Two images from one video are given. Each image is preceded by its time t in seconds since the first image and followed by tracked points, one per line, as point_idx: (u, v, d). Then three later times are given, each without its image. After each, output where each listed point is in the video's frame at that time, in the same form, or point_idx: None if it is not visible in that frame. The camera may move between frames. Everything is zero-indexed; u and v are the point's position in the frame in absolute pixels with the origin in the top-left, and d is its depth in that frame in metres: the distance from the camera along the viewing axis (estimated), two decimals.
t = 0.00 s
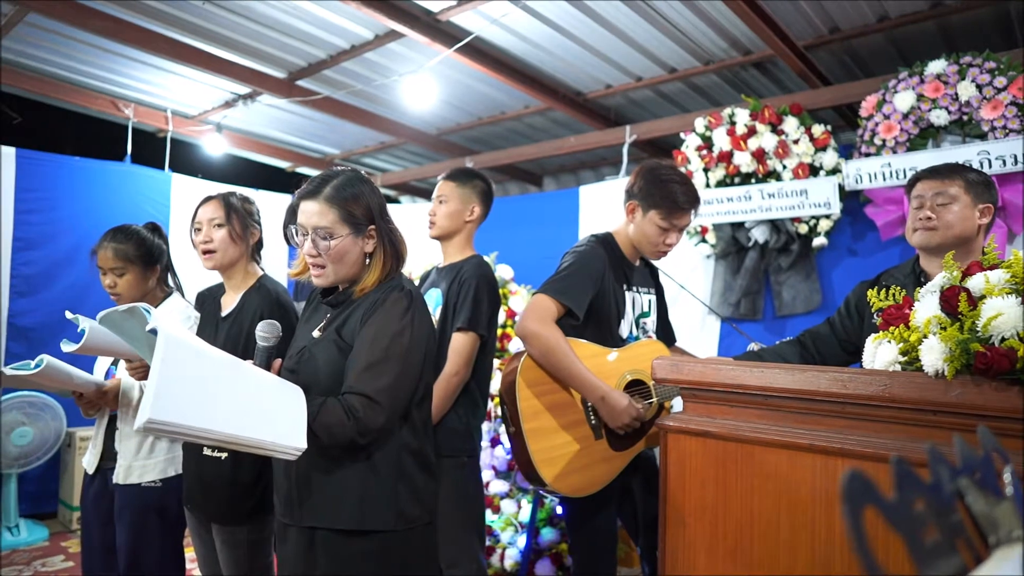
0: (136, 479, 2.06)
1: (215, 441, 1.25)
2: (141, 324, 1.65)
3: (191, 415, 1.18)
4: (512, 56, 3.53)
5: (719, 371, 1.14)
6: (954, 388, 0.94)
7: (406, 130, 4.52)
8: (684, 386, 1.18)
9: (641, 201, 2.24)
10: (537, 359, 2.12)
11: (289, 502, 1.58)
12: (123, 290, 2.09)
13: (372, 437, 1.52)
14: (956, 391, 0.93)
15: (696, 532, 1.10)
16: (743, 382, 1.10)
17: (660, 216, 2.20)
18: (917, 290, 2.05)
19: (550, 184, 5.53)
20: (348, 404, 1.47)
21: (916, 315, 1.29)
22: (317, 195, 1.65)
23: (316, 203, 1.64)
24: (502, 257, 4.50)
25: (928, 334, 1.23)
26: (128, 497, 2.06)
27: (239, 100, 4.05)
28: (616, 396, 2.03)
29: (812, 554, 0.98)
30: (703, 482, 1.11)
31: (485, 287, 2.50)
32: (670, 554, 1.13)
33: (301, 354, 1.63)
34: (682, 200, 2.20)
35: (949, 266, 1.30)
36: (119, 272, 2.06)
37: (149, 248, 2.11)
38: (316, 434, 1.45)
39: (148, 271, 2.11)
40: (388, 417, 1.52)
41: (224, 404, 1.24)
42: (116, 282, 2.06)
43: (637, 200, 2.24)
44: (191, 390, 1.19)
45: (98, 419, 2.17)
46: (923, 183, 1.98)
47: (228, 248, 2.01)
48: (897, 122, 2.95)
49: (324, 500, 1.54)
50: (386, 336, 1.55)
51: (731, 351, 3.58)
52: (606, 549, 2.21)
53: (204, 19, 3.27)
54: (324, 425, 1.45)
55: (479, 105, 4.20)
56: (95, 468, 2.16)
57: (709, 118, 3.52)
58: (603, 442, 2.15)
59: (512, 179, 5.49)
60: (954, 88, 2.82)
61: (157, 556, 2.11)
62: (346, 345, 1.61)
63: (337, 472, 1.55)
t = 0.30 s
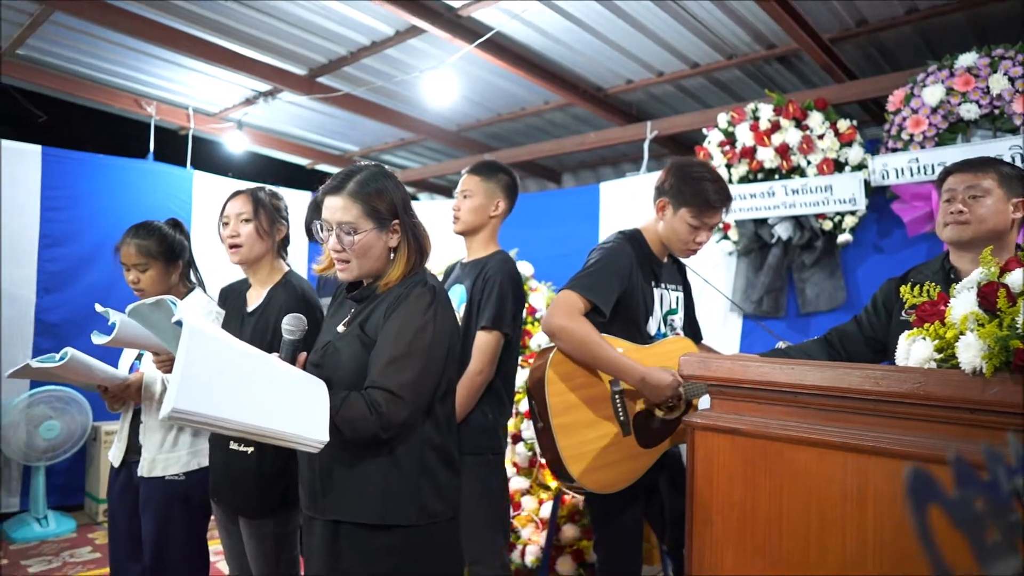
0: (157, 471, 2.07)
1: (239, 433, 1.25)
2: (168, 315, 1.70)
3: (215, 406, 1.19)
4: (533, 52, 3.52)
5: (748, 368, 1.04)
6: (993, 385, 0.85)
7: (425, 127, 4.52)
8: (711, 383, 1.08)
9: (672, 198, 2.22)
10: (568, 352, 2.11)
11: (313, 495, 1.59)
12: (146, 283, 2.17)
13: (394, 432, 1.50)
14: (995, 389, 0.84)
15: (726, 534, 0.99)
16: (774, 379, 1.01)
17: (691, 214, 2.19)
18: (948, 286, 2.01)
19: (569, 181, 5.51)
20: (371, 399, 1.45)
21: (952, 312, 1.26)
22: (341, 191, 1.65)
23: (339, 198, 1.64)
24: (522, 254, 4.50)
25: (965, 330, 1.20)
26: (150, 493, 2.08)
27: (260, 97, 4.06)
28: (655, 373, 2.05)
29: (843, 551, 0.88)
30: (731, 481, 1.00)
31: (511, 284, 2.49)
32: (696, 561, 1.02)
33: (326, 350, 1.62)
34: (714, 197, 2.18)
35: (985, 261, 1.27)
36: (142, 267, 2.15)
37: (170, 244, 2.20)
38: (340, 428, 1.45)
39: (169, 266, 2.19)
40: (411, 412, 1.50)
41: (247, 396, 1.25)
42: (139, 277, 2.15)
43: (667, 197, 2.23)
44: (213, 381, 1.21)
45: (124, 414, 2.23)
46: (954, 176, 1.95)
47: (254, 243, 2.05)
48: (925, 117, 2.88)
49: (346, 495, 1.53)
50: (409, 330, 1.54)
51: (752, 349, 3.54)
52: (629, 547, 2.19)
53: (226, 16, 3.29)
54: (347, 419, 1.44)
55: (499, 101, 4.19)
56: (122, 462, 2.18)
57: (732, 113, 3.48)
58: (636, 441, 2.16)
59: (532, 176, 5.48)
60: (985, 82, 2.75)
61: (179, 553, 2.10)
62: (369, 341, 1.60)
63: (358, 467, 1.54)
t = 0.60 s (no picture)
0: (183, 455, 2.10)
1: (265, 414, 1.29)
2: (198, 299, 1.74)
3: (240, 389, 1.22)
4: (556, 37, 3.50)
5: (776, 354, 1.06)
6: None
7: (445, 113, 4.51)
8: (739, 368, 1.09)
9: (701, 183, 2.21)
10: (594, 338, 2.11)
11: (338, 478, 1.61)
12: (168, 268, 2.19)
13: (417, 416, 1.51)
14: None
15: (750, 518, 1.03)
16: (803, 365, 1.02)
17: (722, 200, 2.18)
18: (979, 274, 1.99)
19: (590, 168, 5.48)
20: (393, 381, 1.47)
21: (986, 298, 1.24)
22: (365, 176, 1.66)
23: (362, 184, 1.65)
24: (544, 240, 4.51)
25: (999, 317, 1.19)
26: (174, 477, 2.09)
27: (282, 83, 4.08)
28: (680, 365, 2.06)
29: (871, 537, 0.91)
30: (758, 465, 1.03)
31: (534, 269, 2.49)
32: (722, 546, 1.06)
33: (350, 334, 1.65)
34: (745, 183, 2.17)
35: None
36: (164, 253, 2.17)
37: (191, 230, 2.21)
38: (362, 411, 1.46)
39: (191, 252, 2.22)
40: (433, 396, 1.52)
41: (272, 379, 1.27)
42: (161, 262, 2.17)
43: (698, 182, 2.22)
44: (239, 364, 1.24)
45: (147, 399, 2.24)
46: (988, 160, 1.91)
47: (289, 229, 2.06)
48: (955, 101, 2.82)
49: (369, 477, 1.55)
50: (432, 314, 1.55)
51: (777, 334, 3.56)
52: (648, 533, 2.20)
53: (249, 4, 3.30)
54: (369, 402, 1.45)
55: (521, 86, 4.17)
56: (146, 446, 2.20)
57: (757, 99, 3.53)
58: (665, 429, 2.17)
59: (552, 162, 5.47)
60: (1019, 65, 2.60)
61: (205, 534, 2.14)
62: (392, 325, 1.61)
63: (381, 449, 1.56)
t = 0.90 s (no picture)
0: (201, 451, 2.12)
1: (293, 405, 1.27)
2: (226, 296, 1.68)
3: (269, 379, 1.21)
4: (576, 35, 3.50)
5: (803, 352, 0.95)
6: None
7: (464, 110, 4.52)
8: (764, 366, 0.99)
9: (724, 179, 2.21)
10: (617, 333, 2.12)
11: (361, 472, 1.62)
12: (191, 263, 2.21)
13: (440, 409, 1.52)
14: None
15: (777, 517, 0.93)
16: (831, 364, 0.92)
17: (743, 196, 2.18)
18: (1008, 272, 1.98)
19: (607, 164, 5.48)
20: (417, 375, 1.48)
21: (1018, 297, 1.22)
22: (388, 173, 1.68)
23: (387, 181, 1.67)
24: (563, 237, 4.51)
25: None
26: (193, 471, 2.12)
27: (302, 82, 4.10)
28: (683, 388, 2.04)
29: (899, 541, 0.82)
30: (785, 464, 0.93)
31: (553, 268, 2.50)
32: (747, 551, 0.96)
33: (373, 330, 1.66)
34: (767, 180, 2.16)
35: None
36: (187, 249, 2.20)
37: (214, 226, 2.24)
38: (388, 405, 1.47)
39: (213, 248, 2.24)
40: (456, 389, 1.52)
41: (297, 370, 1.26)
42: (184, 258, 2.19)
43: (720, 179, 2.22)
44: (267, 354, 1.23)
45: (167, 394, 2.24)
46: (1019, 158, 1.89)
47: (318, 224, 2.08)
48: (981, 96, 2.83)
49: (394, 469, 1.56)
50: (453, 308, 1.56)
51: (797, 332, 3.54)
52: (671, 529, 2.19)
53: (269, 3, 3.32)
54: (393, 396, 1.46)
55: (540, 84, 4.17)
56: (165, 441, 2.21)
57: (778, 95, 3.44)
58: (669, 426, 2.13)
59: (570, 159, 5.46)
60: None
61: (227, 528, 2.15)
62: (414, 320, 1.62)
63: (404, 442, 1.57)
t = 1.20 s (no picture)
0: (246, 446, 2.18)
1: (335, 391, 1.35)
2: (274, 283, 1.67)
3: (313, 366, 1.29)
4: (612, 32, 3.49)
5: (851, 350, 0.98)
6: None
7: (499, 108, 4.53)
8: (810, 364, 1.02)
9: (763, 173, 2.18)
10: (656, 331, 2.13)
11: (403, 464, 1.62)
12: (238, 261, 2.26)
13: (479, 400, 1.51)
14: None
15: (824, 513, 0.96)
16: (884, 362, 0.94)
17: (784, 188, 2.16)
18: None
19: (642, 161, 5.46)
20: (456, 366, 1.49)
21: None
22: (430, 170, 1.69)
23: (429, 177, 1.68)
24: (598, 234, 4.51)
25: None
26: (241, 467, 2.17)
27: (339, 82, 4.16)
28: (734, 375, 2.04)
29: (954, 537, 0.84)
30: (832, 464, 0.96)
31: (588, 265, 2.51)
32: (792, 546, 0.99)
33: (414, 324, 1.67)
34: (806, 171, 2.15)
35: None
36: (234, 248, 2.25)
37: (261, 225, 2.29)
38: (428, 394, 1.49)
39: (260, 246, 2.29)
40: (494, 379, 1.51)
41: (341, 357, 1.34)
42: (231, 256, 2.24)
43: (758, 172, 2.19)
44: (312, 342, 1.31)
45: (214, 389, 2.32)
46: None
47: (365, 223, 2.12)
48: None
49: (437, 460, 1.56)
50: (493, 301, 1.56)
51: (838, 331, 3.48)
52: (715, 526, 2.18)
53: (309, 5, 3.38)
54: (434, 385, 1.48)
55: (575, 81, 4.17)
56: (212, 435, 2.29)
57: (817, 90, 3.39)
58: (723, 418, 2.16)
59: (604, 156, 5.45)
60: None
61: (274, 521, 2.21)
62: (455, 314, 1.63)
63: (444, 432, 1.57)
